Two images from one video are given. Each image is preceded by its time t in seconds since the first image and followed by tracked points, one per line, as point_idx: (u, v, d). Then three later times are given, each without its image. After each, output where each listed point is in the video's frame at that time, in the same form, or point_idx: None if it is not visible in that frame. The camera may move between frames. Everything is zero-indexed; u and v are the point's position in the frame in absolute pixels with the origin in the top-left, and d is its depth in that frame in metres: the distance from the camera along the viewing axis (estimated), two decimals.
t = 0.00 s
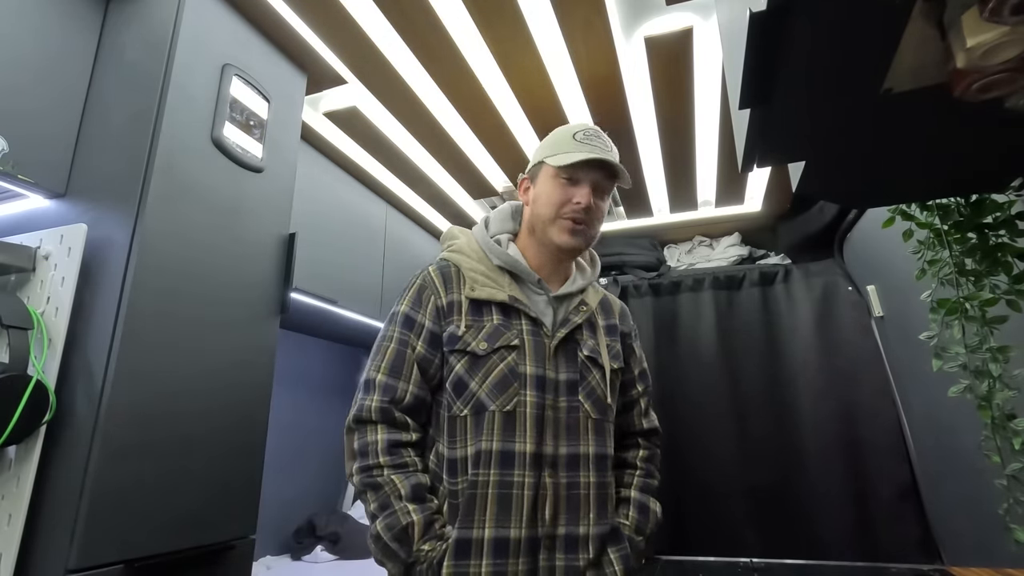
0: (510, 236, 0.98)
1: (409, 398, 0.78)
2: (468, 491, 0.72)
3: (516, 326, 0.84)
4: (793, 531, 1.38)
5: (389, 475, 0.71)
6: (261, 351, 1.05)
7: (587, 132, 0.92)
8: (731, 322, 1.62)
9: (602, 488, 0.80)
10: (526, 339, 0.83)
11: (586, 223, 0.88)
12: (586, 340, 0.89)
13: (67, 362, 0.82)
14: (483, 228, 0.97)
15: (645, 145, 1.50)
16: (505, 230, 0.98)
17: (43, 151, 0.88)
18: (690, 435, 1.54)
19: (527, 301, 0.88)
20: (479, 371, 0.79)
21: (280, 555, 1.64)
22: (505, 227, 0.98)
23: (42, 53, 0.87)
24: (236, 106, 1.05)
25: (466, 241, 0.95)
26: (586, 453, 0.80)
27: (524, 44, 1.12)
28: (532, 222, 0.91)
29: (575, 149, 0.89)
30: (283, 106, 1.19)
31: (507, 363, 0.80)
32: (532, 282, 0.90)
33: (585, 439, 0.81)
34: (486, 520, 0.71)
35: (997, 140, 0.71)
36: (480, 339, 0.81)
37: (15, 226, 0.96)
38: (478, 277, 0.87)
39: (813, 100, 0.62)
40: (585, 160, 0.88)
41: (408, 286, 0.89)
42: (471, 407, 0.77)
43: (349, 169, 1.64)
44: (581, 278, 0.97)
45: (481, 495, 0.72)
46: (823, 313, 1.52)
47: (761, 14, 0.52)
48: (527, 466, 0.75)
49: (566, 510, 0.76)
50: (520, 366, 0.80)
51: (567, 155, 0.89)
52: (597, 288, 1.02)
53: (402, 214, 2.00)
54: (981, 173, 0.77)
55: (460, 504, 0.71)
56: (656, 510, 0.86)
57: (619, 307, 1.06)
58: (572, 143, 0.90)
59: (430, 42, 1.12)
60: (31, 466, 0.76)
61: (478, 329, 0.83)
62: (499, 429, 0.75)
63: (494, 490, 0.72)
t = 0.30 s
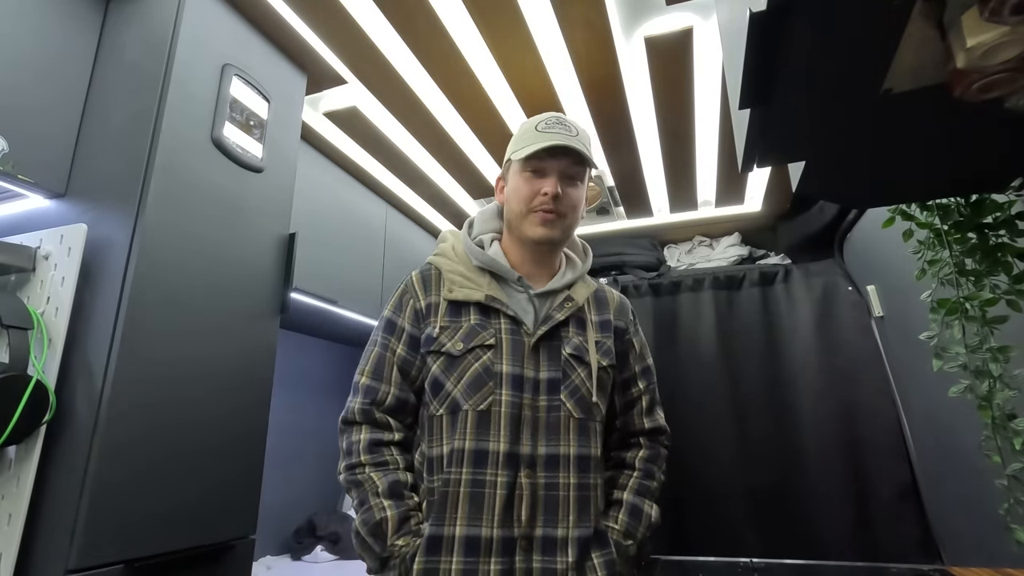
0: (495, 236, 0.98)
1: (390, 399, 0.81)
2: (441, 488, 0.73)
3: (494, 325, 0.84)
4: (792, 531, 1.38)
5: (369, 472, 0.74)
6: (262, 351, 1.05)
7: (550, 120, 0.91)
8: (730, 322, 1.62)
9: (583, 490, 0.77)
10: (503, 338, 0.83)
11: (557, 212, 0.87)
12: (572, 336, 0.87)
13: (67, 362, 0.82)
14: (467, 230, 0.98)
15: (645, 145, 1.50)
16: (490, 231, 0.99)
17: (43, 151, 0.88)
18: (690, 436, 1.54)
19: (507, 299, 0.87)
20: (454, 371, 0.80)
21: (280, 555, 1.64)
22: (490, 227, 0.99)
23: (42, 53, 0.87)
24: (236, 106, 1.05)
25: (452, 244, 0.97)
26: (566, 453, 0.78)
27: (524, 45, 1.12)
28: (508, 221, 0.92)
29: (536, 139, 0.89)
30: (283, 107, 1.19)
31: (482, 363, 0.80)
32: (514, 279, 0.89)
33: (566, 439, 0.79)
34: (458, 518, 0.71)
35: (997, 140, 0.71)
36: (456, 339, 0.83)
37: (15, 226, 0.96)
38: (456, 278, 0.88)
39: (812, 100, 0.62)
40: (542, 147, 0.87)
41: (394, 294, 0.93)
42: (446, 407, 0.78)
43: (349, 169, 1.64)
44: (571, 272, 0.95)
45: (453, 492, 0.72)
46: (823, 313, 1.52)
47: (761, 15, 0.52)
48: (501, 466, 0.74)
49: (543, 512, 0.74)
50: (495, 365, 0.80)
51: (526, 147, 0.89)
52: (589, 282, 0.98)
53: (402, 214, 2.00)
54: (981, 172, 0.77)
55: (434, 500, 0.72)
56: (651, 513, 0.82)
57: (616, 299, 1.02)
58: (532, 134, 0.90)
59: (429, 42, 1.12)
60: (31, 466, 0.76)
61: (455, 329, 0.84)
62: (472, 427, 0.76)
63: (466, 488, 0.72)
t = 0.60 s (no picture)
0: (465, 230, 0.97)
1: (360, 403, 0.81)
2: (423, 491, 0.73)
3: (467, 322, 0.84)
4: (792, 531, 1.38)
5: (343, 471, 0.75)
6: (262, 351, 1.05)
7: (507, 110, 0.90)
8: (730, 322, 1.62)
9: (567, 488, 0.77)
10: (477, 334, 0.82)
11: (522, 202, 0.86)
12: (549, 330, 0.86)
13: (67, 363, 0.82)
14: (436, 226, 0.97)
15: (645, 146, 1.50)
16: (460, 225, 0.97)
17: (43, 151, 0.88)
18: (690, 436, 1.54)
19: (480, 295, 0.86)
20: (427, 372, 0.80)
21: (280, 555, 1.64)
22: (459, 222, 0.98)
23: (42, 53, 0.88)
24: (236, 106, 1.05)
25: (422, 242, 0.95)
26: (547, 451, 0.77)
27: (524, 45, 1.12)
28: (475, 217, 0.91)
29: (492, 130, 0.88)
30: (283, 107, 1.19)
31: (455, 361, 0.80)
32: (487, 274, 0.88)
33: (547, 436, 0.78)
34: (439, 521, 0.70)
35: (997, 140, 0.71)
36: (429, 338, 0.82)
37: (15, 226, 0.96)
38: (426, 276, 0.87)
39: (812, 100, 0.62)
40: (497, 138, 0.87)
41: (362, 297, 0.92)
42: (420, 408, 0.78)
43: (349, 170, 1.64)
44: (546, 266, 0.94)
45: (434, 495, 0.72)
46: (823, 313, 1.51)
47: (761, 14, 0.52)
48: (481, 465, 0.74)
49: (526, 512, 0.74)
50: (470, 363, 0.80)
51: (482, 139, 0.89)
52: (565, 273, 0.97)
53: (402, 214, 2.00)
54: (981, 173, 0.77)
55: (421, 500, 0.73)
56: (638, 511, 0.81)
57: (595, 290, 1.01)
58: (489, 125, 0.89)
59: (429, 42, 1.12)
60: (31, 466, 0.76)
61: (427, 328, 0.83)
62: (449, 427, 0.75)
63: (447, 490, 0.72)
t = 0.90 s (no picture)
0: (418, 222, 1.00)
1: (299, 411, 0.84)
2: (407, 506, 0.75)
3: (438, 322, 0.87)
4: (792, 531, 1.38)
5: (282, 468, 0.80)
6: (262, 351, 1.05)
7: (440, 93, 0.93)
8: (730, 322, 1.63)
9: (549, 481, 0.83)
10: (449, 335, 0.86)
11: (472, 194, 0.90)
12: (520, 322, 0.92)
13: (67, 362, 0.82)
14: (388, 220, 0.99)
15: (645, 145, 1.51)
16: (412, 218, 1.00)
17: (43, 151, 0.88)
18: (689, 436, 1.55)
19: (448, 292, 0.90)
20: (401, 378, 0.82)
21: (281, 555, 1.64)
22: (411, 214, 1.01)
23: (42, 54, 0.88)
24: (236, 106, 1.05)
25: (376, 239, 0.97)
26: (529, 446, 0.83)
27: (525, 44, 1.12)
28: (428, 212, 0.95)
29: (429, 116, 0.91)
30: (283, 107, 1.19)
31: (430, 365, 0.83)
32: (452, 269, 0.92)
33: (527, 430, 0.84)
34: (429, 537, 0.73)
35: (997, 140, 0.71)
36: (399, 343, 0.84)
37: (15, 226, 0.97)
38: (388, 278, 0.89)
39: (812, 99, 0.62)
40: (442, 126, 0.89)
41: (313, 301, 0.93)
42: (398, 416, 0.79)
43: (349, 170, 1.64)
44: (510, 254, 1.01)
45: (421, 509, 0.74)
46: (823, 313, 1.52)
47: (760, 14, 0.52)
48: (468, 471, 0.77)
49: (512, 511, 0.78)
50: (445, 365, 0.83)
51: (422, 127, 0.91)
52: (527, 261, 1.04)
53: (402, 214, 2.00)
54: (981, 172, 0.77)
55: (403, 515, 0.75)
56: (608, 492, 0.90)
57: (556, 276, 1.08)
58: (426, 112, 0.92)
59: (429, 42, 1.12)
60: (31, 466, 0.76)
61: (395, 332, 0.85)
62: (432, 435, 0.78)
63: (435, 502, 0.75)
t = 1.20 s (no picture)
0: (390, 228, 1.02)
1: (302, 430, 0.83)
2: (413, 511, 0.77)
3: (424, 328, 0.89)
4: (793, 531, 1.38)
5: (278, 461, 0.81)
6: (262, 351, 1.05)
7: (391, 103, 0.95)
8: (730, 322, 1.63)
9: (540, 474, 0.87)
10: (436, 340, 0.89)
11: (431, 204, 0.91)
12: (503, 322, 0.96)
13: (67, 362, 0.82)
14: (360, 227, 1.00)
15: (645, 145, 1.51)
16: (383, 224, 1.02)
17: (42, 151, 0.88)
18: (689, 436, 1.55)
19: (431, 298, 0.93)
20: (393, 387, 0.83)
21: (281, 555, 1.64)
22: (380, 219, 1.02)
23: (43, 54, 0.88)
24: (236, 106, 1.05)
25: (348, 248, 0.99)
26: (519, 443, 0.87)
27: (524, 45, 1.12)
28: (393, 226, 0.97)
29: (381, 129, 0.93)
30: (283, 107, 1.19)
31: (421, 371, 0.85)
32: (432, 275, 0.94)
33: (517, 429, 0.88)
34: (444, 539, 0.76)
35: (997, 140, 0.71)
36: (387, 352, 0.85)
37: (16, 226, 0.97)
38: (369, 287, 0.90)
39: (812, 99, 0.62)
40: (392, 140, 0.91)
41: (289, 316, 0.92)
42: (392, 426, 0.81)
43: (349, 169, 1.64)
44: (487, 257, 1.05)
45: (430, 514, 0.76)
46: (823, 313, 1.52)
47: (761, 14, 0.52)
48: (468, 474, 0.81)
49: (510, 508, 0.82)
50: (436, 369, 0.86)
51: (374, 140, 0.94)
52: (503, 263, 1.09)
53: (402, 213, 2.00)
54: (982, 172, 0.77)
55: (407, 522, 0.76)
56: (587, 482, 0.94)
57: (529, 275, 1.14)
58: (378, 125, 0.93)
59: (429, 42, 1.12)
60: (31, 466, 0.76)
61: (381, 341, 0.86)
62: (431, 441, 0.81)
63: (442, 506, 0.77)
